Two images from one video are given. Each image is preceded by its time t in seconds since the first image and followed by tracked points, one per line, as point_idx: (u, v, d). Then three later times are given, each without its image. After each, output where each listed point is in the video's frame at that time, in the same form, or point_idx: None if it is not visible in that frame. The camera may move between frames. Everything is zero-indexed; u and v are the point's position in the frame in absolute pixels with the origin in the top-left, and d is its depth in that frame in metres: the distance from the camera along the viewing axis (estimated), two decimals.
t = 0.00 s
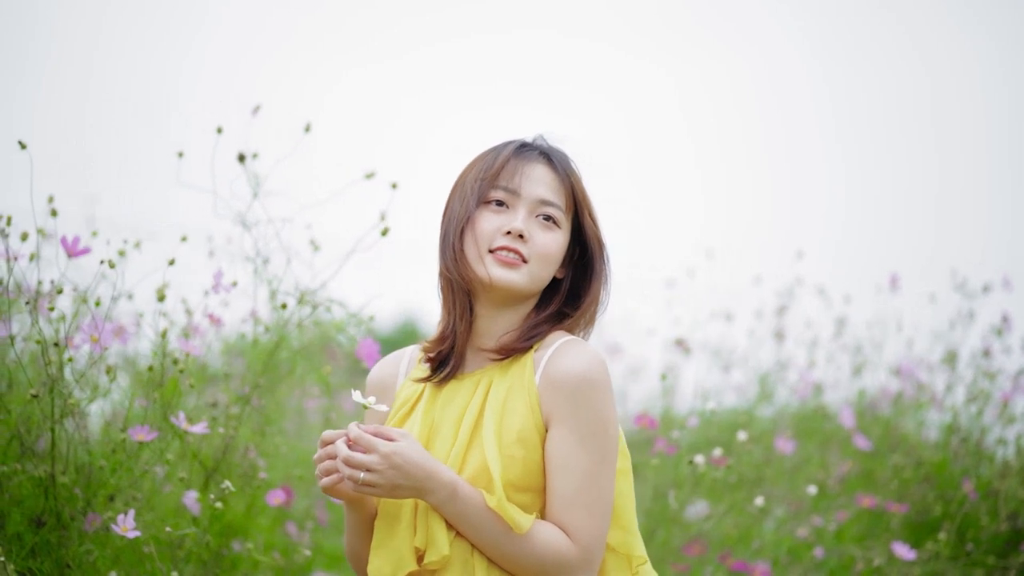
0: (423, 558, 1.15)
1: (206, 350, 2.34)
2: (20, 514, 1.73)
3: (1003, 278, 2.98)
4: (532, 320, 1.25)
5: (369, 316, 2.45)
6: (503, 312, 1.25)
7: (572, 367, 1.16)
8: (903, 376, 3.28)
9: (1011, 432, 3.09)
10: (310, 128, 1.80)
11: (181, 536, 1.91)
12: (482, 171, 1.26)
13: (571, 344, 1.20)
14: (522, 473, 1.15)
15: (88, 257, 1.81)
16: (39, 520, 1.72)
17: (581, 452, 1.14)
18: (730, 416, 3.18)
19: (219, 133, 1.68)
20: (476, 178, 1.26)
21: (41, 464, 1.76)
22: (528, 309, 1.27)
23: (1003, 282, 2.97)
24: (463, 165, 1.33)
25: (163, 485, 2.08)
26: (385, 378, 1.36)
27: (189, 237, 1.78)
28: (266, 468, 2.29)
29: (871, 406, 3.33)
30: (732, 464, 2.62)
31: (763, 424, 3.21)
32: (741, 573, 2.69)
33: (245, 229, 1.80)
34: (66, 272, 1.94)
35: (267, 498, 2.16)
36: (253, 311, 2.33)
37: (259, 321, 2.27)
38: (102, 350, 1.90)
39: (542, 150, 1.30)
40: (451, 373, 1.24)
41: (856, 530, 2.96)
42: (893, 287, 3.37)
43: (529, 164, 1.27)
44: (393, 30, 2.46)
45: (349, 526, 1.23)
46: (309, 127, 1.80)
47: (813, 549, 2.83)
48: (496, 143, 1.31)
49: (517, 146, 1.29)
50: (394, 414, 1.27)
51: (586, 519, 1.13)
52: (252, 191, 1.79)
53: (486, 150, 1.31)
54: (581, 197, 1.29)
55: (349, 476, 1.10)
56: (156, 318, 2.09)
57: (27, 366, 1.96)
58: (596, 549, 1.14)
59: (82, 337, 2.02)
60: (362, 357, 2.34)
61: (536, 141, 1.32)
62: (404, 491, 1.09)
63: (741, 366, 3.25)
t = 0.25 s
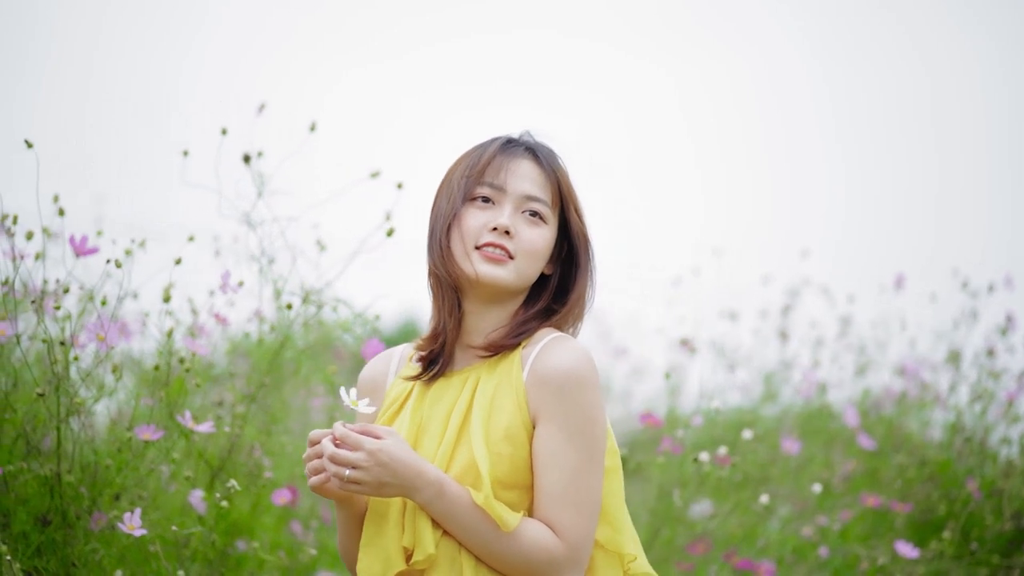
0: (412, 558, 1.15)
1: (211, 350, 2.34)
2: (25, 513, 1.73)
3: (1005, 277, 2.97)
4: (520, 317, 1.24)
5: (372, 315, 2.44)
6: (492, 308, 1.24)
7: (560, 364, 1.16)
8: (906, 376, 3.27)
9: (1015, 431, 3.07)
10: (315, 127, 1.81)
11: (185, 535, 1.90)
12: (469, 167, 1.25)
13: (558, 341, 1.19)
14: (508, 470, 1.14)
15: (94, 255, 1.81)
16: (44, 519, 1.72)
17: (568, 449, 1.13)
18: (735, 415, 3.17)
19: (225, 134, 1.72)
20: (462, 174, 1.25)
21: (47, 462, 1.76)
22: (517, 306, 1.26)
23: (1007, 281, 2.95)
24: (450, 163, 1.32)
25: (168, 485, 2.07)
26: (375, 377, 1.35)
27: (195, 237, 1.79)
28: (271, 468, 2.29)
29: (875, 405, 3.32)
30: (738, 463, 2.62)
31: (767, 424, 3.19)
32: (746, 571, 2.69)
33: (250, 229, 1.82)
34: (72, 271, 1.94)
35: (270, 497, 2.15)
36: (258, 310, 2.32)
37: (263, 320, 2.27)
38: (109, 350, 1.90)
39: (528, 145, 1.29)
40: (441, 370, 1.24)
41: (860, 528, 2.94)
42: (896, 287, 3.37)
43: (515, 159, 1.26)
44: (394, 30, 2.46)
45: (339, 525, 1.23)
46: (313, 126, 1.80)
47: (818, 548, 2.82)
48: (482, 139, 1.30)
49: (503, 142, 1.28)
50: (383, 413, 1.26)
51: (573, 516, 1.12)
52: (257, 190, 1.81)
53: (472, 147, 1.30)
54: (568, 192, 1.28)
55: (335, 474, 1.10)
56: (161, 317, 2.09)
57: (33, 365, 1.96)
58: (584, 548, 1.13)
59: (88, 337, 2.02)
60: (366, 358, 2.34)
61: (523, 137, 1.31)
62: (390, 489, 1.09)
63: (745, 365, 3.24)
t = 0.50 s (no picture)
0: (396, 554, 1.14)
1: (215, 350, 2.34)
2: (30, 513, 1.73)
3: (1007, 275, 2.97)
4: (506, 314, 1.24)
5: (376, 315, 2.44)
6: (479, 306, 1.24)
7: (545, 361, 1.15)
8: (911, 376, 3.26)
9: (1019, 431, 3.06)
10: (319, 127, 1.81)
11: (187, 534, 1.90)
12: (454, 166, 1.24)
13: (544, 339, 1.18)
14: (493, 467, 1.14)
15: (99, 255, 1.81)
16: (50, 518, 1.72)
17: (553, 446, 1.13)
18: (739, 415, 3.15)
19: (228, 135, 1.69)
20: (447, 173, 1.24)
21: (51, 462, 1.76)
22: (504, 304, 1.25)
23: (1010, 280, 2.95)
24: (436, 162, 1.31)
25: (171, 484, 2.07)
26: (364, 374, 1.35)
27: (200, 237, 1.79)
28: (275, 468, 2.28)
29: (879, 405, 3.29)
30: (744, 463, 2.61)
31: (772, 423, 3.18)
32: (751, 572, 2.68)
33: (254, 229, 1.81)
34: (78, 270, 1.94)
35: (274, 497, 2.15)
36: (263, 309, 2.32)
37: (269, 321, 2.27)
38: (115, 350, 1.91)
39: (513, 142, 1.28)
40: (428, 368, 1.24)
41: (865, 529, 2.93)
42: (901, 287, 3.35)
43: (501, 157, 1.25)
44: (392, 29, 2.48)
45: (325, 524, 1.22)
46: (318, 126, 1.80)
47: (823, 548, 2.81)
48: (468, 137, 1.29)
49: (489, 139, 1.27)
50: (371, 411, 1.26)
51: (557, 513, 1.12)
52: (261, 190, 1.79)
53: (457, 145, 1.29)
54: (554, 189, 1.27)
55: (318, 469, 1.09)
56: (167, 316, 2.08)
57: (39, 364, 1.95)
58: (568, 545, 1.12)
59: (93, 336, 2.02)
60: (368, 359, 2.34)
61: (508, 134, 1.30)
62: (374, 485, 1.08)
63: (749, 365, 3.22)
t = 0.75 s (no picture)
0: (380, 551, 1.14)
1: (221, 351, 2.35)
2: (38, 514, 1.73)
3: (1008, 274, 2.93)
4: (493, 313, 1.24)
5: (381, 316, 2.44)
6: (467, 307, 1.24)
7: (530, 360, 1.15)
8: (915, 377, 3.24)
9: None
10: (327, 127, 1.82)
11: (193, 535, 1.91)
12: (439, 167, 1.24)
13: (530, 338, 1.18)
14: (477, 466, 1.13)
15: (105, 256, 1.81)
16: (58, 519, 1.73)
17: (537, 445, 1.12)
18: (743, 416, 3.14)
19: (235, 136, 1.70)
20: (433, 174, 1.24)
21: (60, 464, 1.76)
22: (491, 304, 1.25)
23: (1013, 280, 2.94)
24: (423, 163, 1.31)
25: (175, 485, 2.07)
26: (352, 374, 1.35)
27: (208, 239, 1.80)
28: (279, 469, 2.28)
29: (884, 407, 3.22)
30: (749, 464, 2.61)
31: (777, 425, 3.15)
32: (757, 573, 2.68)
33: (260, 230, 1.82)
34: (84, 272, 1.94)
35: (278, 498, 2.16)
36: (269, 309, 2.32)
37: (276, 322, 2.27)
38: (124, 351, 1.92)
39: (500, 142, 1.28)
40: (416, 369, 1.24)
41: (870, 530, 2.93)
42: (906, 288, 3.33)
43: (486, 157, 1.25)
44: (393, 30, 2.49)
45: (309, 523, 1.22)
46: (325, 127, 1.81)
47: (828, 550, 2.80)
48: (454, 137, 1.29)
49: (475, 139, 1.27)
50: (359, 411, 1.26)
51: (541, 512, 1.11)
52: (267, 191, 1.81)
53: (444, 146, 1.29)
54: (540, 188, 1.27)
55: (301, 464, 1.09)
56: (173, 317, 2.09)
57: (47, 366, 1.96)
58: (551, 545, 1.12)
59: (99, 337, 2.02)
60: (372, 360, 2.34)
61: (494, 134, 1.30)
62: (357, 481, 1.07)
63: (754, 366, 3.22)
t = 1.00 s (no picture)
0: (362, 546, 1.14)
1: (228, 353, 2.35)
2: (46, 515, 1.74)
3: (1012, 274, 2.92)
4: (481, 311, 1.23)
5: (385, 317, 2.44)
6: (455, 307, 1.24)
7: (515, 357, 1.14)
8: (921, 378, 3.23)
9: None
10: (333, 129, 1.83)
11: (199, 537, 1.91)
12: (425, 167, 1.24)
13: (516, 337, 1.18)
14: (460, 462, 1.13)
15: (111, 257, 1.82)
16: (66, 521, 1.73)
17: (521, 441, 1.12)
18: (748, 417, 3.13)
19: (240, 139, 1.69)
20: (419, 174, 1.24)
21: (69, 466, 1.77)
22: (479, 303, 1.25)
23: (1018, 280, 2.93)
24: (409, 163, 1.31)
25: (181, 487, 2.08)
26: (341, 373, 1.35)
27: (214, 240, 1.80)
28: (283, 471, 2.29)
29: (889, 407, 3.23)
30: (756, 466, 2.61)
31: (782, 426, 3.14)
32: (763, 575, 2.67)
33: (267, 233, 1.82)
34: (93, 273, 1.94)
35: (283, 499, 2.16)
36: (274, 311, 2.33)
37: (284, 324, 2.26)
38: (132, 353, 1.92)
39: (485, 141, 1.28)
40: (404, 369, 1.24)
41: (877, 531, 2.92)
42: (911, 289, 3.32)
43: (472, 156, 1.25)
44: (393, 30, 2.49)
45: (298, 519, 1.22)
46: (333, 129, 1.82)
47: (835, 551, 2.79)
48: (440, 137, 1.29)
49: (461, 139, 1.27)
50: (346, 409, 1.26)
51: (524, 508, 1.11)
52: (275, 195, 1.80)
53: (430, 146, 1.28)
54: (526, 187, 1.27)
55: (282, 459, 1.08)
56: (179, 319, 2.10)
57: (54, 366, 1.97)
58: (534, 543, 1.11)
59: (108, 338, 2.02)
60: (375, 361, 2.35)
61: (480, 134, 1.30)
62: (338, 477, 1.07)
63: (760, 367, 3.21)
